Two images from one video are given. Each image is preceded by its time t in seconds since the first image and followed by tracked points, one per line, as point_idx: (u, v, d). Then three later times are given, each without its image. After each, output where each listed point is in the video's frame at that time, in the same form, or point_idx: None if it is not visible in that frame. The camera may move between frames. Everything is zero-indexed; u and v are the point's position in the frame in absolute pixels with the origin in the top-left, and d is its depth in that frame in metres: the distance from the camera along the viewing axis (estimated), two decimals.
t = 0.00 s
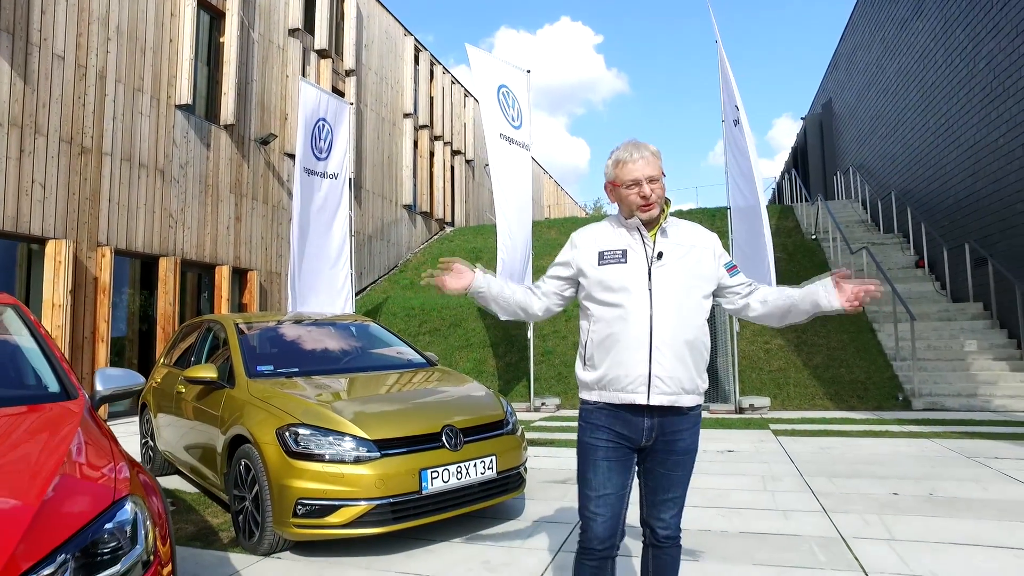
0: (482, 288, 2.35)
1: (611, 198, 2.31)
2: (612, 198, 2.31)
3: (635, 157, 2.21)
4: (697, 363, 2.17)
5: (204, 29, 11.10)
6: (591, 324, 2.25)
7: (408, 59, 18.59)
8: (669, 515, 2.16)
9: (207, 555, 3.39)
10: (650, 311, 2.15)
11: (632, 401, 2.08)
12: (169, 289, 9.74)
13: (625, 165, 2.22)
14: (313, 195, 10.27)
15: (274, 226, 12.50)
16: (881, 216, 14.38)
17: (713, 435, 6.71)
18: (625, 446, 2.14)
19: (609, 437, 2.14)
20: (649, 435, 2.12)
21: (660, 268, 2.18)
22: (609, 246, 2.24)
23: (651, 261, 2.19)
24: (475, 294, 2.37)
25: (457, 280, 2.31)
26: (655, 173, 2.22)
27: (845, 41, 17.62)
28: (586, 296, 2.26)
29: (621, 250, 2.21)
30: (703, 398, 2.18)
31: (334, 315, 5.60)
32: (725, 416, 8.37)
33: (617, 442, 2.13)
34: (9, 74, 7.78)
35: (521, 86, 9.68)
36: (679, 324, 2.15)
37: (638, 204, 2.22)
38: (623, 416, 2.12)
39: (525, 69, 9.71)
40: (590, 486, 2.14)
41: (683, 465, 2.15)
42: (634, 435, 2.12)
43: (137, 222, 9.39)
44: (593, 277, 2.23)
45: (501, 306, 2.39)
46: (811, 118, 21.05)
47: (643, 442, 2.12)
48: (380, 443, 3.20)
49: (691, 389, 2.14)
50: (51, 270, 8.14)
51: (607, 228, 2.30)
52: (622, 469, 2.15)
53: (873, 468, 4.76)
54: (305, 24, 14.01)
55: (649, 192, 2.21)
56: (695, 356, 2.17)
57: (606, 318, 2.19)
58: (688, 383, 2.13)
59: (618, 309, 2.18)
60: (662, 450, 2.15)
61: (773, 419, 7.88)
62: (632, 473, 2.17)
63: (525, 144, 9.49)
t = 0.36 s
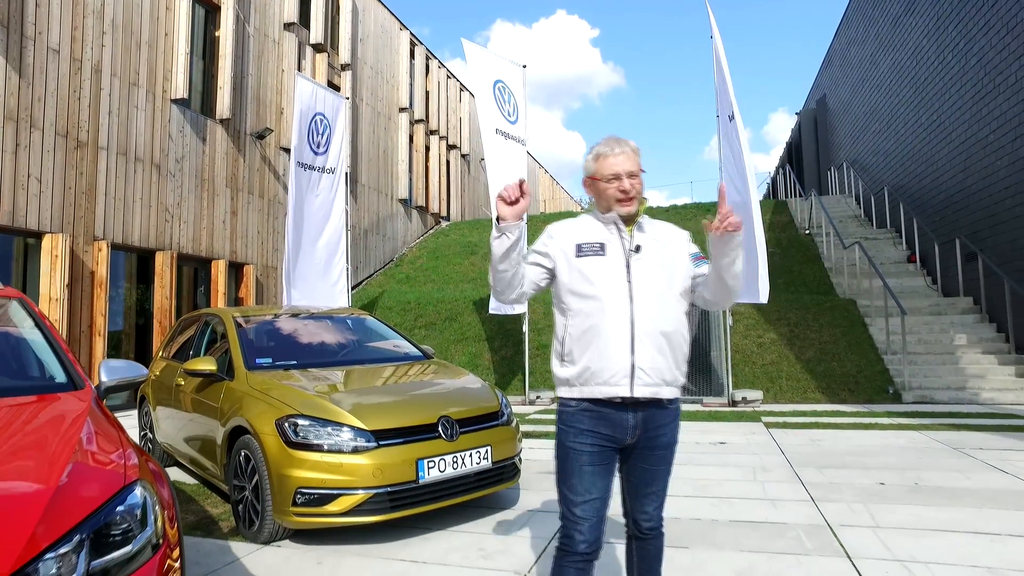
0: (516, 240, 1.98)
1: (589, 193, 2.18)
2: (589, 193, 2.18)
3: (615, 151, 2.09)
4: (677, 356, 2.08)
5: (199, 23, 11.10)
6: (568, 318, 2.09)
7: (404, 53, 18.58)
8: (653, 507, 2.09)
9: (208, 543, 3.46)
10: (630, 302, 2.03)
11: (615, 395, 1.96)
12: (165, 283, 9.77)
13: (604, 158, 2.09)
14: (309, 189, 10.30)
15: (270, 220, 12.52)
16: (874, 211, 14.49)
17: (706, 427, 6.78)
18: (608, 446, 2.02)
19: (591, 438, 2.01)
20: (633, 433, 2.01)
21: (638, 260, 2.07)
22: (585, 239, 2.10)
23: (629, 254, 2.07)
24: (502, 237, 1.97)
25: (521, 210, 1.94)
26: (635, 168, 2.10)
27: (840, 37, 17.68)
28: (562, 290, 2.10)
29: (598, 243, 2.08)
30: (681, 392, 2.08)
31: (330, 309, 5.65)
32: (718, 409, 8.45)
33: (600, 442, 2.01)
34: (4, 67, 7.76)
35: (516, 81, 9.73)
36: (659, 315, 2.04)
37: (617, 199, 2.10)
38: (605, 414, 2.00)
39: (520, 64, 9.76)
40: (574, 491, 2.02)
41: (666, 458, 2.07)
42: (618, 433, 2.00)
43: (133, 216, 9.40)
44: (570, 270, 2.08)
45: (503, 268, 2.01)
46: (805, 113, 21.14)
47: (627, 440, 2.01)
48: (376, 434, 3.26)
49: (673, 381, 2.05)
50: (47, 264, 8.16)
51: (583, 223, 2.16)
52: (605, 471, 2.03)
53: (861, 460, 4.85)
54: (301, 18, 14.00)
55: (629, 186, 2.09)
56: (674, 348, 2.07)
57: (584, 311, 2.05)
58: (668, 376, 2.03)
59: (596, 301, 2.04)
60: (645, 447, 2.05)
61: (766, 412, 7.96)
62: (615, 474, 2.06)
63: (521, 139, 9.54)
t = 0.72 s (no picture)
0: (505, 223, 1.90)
1: (554, 178, 2.12)
2: (554, 177, 2.12)
3: (585, 135, 2.04)
4: (648, 346, 2.06)
5: (199, 18, 11.13)
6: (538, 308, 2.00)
7: (402, 48, 18.58)
8: (640, 505, 2.03)
9: (213, 532, 3.54)
10: (604, 291, 1.98)
11: (592, 385, 1.89)
12: (166, 278, 9.84)
13: (571, 140, 2.04)
14: (308, 185, 10.36)
15: (269, 215, 12.58)
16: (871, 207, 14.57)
17: (701, 420, 6.85)
18: (584, 438, 1.94)
19: (565, 431, 1.93)
20: (609, 424, 1.94)
21: (610, 250, 2.04)
22: (553, 227, 2.03)
23: (600, 243, 2.04)
24: (491, 217, 1.89)
25: (511, 190, 1.87)
26: (602, 154, 2.06)
27: (838, 32, 17.71)
28: (532, 278, 2.00)
29: (568, 232, 2.01)
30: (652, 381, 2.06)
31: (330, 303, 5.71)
32: (714, 403, 8.53)
33: (575, 434, 1.93)
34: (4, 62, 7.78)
35: (514, 76, 9.79)
36: (632, 304, 2.02)
37: (582, 182, 2.04)
38: (581, 405, 1.92)
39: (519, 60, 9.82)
40: (549, 486, 1.94)
41: (646, 451, 2.01)
42: (594, 425, 1.93)
43: (134, 211, 9.45)
44: (540, 258, 1.99)
45: (486, 251, 1.91)
46: (803, 108, 21.20)
47: (603, 433, 1.94)
48: (376, 425, 3.33)
49: (646, 371, 2.02)
50: (49, 259, 8.22)
51: (549, 211, 2.09)
52: (581, 464, 1.96)
53: (853, 451, 4.94)
54: (300, 13, 14.01)
55: (595, 171, 2.04)
56: (646, 338, 2.06)
57: (557, 300, 1.96)
58: (643, 365, 2.00)
59: (570, 290, 1.96)
60: (623, 440, 1.98)
61: (761, 406, 8.04)
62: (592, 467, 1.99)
63: (520, 134, 9.60)
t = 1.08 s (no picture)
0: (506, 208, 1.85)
1: (533, 165, 2.11)
2: (534, 165, 2.11)
3: (561, 119, 2.08)
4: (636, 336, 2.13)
5: (202, 13, 11.16)
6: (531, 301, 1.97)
7: (404, 42, 18.59)
8: (637, 492, 2.09)
9: (221, 521, 3.62)
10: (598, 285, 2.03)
11: (592, 379, 1.91)
12: (170, 272, 9.92)
13: (550, 124, 2.08)
14: (312, 180, 10.41)
15: (272, 209, 12.64)
16: (872, 202, 14.60)
17: (701, 414, 6.93)
18: (583, 433, 1.96)
19: (564, 429, 1.93)
20: (606, 416, 1.97)
21: (599, 243, 2.10)
22: (543, 219, 2.02)
23: (589, 237, 2.09)
24: (491, 203, 1.83)
25: (506, 170, 1.81)
26: (580, 136, 2.08)
27: (840, 27, 17.68)
28: (523, 271, 1.97)
29: (558, 224, 2.02)
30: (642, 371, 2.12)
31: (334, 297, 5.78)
32: (714, 396, 8.61)
33: (575, 430, 1.94)
34: (10, 58, 7.83)
35: (516, 71, 9.83)
36: (622, 297, 2.08)
37: (561, 159, 2.02)
38: (580, 402, 1.93)
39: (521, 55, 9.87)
40: (547, 485, 1.94)
41: (641, 440, 2.08)
42: (593, 419, 1.96)
43: (138, 206, 9.51)
44: (532, 251, 1.97)
45: (488, 240, 1.87)
46: (805, 103, 21.19)
47: (602, 425, 1.97)
48: (382, 417, 3.41)
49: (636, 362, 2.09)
50: (55, 253, 8.30)
51: (533, 200, 2.08)
52: (578, 459, 1.97)
53: (849, 444, 5.02)
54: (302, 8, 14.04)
55: (575, 150, 2.04)
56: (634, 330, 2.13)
57: (551, 293, 1.95)
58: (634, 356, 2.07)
59: (565, 284, 1.97)
60: (619, 431, 2.03)
61: (761, 399, 8.11)
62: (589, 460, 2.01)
63: (522, 129, 9.64)
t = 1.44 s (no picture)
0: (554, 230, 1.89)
1: (526, 160, 2.17)
2: (527, 160, 2.17)
3: (551, 113, 2.15)
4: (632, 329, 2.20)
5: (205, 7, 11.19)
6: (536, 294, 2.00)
7: (407, 36, 18.58)
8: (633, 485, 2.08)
9: (229, 510, 3.70)
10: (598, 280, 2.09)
11: (593, 373, 1.95)
12: (174, 265, 9.99)
13: (541, 120, 2.15)
14: (315, 174, 10.46)
15: (275, 203, 12.70)
16: (874, 196, 14.61)
17: (701, 406, 7.00)
18: (581, 426, 2.00)
19: (563, 422, 1.98)
20: (605, 407, 2.01)
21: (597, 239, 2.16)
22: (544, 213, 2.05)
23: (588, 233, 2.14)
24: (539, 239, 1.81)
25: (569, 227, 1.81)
26: (570, 128, 2.14)
27: (843, 20, 17.62)
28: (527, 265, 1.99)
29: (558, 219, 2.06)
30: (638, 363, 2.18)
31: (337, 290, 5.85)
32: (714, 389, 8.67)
33: (573, 423, 1.99)
34: (16, 53, 7.88)
35: (519, 65, 9.87)
36: (620, 291, 2.15)
37: (553, 152, 2.08)
38: (580, 396, 1.97)
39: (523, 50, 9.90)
40: (546, 477, 2.00)
41: (635, 432, 2.09)
42: (591, 411, 1.99)
43: (143, 200, 9.58)
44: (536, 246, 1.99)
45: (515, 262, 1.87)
46: (808, 96, 21.15)
47: (599, 416, 2.01)
48: (386, 408, 3.47)
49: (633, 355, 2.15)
50: (61, 246, 8.38)
51: (530, 192, 2.11)
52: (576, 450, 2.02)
53: (847, 436, 5.08)
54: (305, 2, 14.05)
55: (565, 141, 2.10)
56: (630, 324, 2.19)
57: (554, 288, 1.99)
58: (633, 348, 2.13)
59: (567, 279, 2.01)
60: (616, 422, 2.06)
61: (760, 392, 8.17)
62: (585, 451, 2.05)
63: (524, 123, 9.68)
